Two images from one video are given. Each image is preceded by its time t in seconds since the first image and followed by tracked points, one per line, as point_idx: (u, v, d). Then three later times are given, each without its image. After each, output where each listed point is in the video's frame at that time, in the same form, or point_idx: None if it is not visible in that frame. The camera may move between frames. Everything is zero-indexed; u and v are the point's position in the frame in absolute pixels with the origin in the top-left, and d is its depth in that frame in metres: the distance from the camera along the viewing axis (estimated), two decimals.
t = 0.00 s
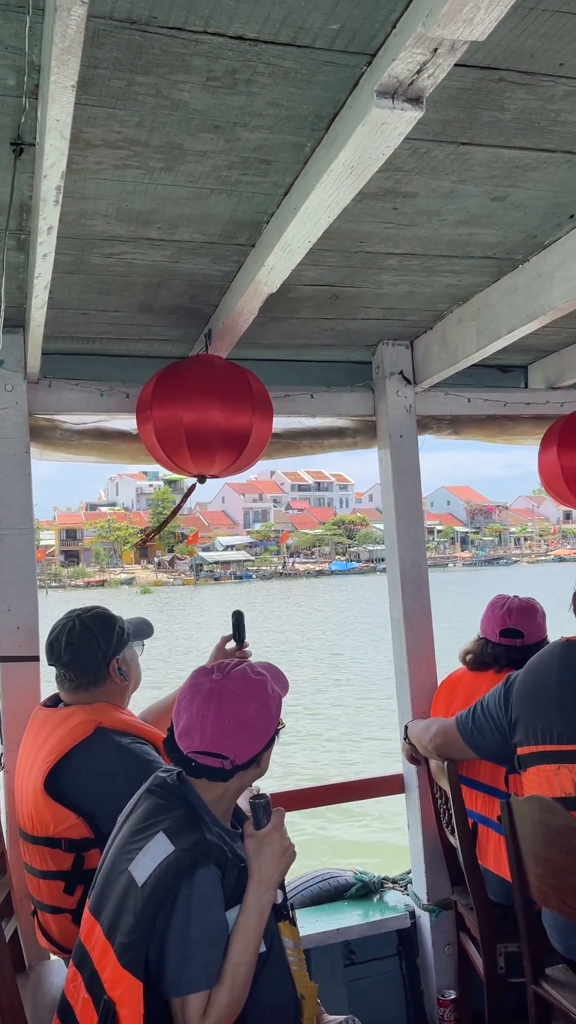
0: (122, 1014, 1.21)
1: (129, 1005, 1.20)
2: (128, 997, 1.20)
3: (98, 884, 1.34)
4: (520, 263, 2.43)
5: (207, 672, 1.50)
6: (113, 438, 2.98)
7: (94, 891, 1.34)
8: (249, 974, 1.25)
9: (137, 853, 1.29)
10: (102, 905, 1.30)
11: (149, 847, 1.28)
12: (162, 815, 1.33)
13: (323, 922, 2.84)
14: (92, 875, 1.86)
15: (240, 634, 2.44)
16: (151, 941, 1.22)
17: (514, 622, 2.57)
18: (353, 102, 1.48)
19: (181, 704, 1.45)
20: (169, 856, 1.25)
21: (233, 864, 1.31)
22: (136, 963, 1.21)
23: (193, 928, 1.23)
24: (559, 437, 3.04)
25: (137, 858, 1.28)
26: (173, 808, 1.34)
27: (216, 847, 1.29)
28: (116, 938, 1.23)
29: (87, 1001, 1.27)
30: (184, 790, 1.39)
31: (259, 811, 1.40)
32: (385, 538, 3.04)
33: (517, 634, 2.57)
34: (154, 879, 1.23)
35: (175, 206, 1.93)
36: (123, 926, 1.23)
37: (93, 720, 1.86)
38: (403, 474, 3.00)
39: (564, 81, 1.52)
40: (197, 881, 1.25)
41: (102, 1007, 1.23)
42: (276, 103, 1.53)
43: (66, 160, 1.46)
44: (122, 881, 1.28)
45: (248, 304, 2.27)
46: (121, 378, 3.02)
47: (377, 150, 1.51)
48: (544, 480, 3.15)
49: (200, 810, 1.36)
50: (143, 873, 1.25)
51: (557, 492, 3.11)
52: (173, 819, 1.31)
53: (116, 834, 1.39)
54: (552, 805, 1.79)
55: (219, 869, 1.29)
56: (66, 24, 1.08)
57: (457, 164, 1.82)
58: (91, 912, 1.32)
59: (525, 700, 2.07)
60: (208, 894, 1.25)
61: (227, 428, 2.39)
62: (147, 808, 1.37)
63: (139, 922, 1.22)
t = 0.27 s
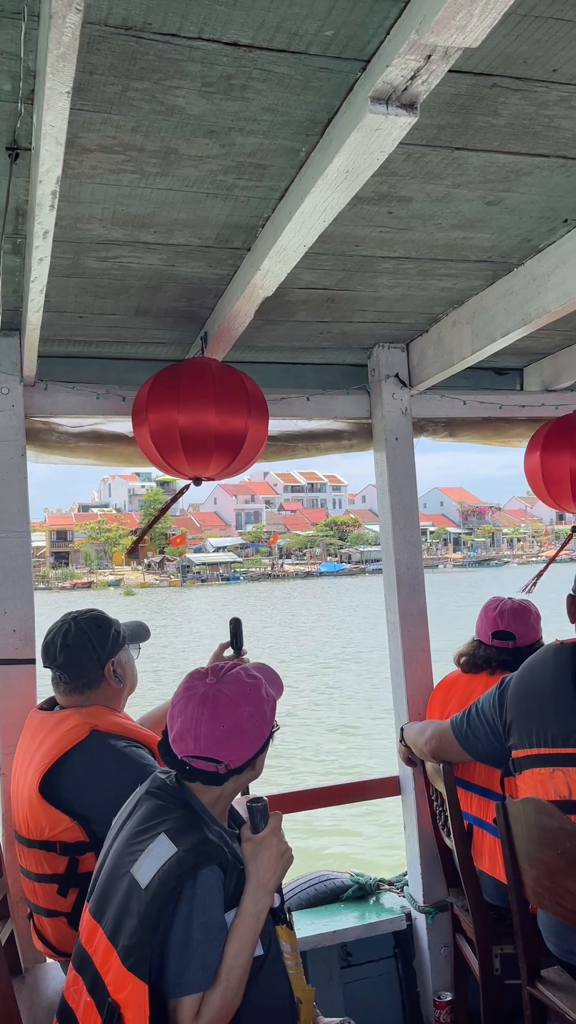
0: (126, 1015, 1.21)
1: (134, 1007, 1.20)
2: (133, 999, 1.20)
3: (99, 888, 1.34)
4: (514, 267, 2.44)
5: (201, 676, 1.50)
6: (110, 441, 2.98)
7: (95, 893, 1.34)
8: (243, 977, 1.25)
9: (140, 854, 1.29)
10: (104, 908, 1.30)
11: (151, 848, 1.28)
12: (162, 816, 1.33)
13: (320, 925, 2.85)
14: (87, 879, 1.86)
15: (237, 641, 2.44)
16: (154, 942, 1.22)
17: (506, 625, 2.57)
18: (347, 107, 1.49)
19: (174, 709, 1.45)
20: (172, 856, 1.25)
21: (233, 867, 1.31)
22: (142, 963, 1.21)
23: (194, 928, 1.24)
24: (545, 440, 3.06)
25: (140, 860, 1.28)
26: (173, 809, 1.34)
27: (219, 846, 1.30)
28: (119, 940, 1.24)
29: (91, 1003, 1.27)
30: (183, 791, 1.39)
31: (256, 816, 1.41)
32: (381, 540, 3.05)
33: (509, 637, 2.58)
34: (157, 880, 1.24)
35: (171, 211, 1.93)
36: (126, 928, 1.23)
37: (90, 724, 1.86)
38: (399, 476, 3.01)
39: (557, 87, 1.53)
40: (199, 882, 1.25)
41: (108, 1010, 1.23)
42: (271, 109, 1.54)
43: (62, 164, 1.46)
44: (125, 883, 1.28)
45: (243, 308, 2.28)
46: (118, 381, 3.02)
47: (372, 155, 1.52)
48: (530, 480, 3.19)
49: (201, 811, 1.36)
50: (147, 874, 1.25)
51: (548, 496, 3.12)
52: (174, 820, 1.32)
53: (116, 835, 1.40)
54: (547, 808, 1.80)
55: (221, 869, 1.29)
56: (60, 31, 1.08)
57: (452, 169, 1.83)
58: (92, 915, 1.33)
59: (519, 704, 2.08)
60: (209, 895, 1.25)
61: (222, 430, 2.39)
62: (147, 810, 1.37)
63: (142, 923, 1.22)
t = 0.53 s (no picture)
0: (122, 1014, 1.21)
1: (129, 1005, 1.21)
2: (128, 998, 1.21)
3: (93, 888, 1.34)
4: (510, 268, 2.44)
5: (187, 675, 1.49)
6: (106, 443, 2.98)
7: (89, 893, 1.34)
8: (233, 977, 1.25)
9: (133, 853, 1.29)
10: (98, 907, 1.30)
11: (145, 847, 1.28)
12: (156, 815, 1.33)
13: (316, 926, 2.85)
14: (80, 882, 1.86)
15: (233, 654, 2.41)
16: (149, 941, 1.22)
17: (503, 626, 2.58)
18: (342, 110, 1.49)
19: (162, 708, 1.44)
20: (166, 855, 1.25)
21: (226, 867, 1.32)
22: (136, 962, 1.21)
23: (185, 927, 1.24)
24: (539, 444, 3.08)
25: (134, 858, 1.28)
26: (167, 808, 1.34)
27: (213, 846, 1.30)
28: (114, 939, 1.24)
29: (87, 1004, 1.27)
30: (178, 791, 1.39)
31: (250, 817, 1.41)
32: (377, 541, 3.05)
33: (506, 640, 2.58)
34: (151, 879, 1.24)
35: (166, 213, 1.93)
36: (120, 928, 1.23)
37: (85, 727, 1.86)
38: (395, 478, 3.01)
39: (551, 89, 1.53)
40: (192, 882, 1.25)
41: (102, 1008, 1.23)
42: (266, 111, 1.54)
43: (56, 166, 1.46)
44: (119, 882, 1.28)
45: (239, 310, 2.28)
46: (114, 382, 3.02)
47: (366, 157, 1.52)
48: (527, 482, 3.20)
49: (194, 810, 1.37)
50: (141, 873, 1.25)
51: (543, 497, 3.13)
52: (168, 819, 1.32)
53: (110, 834, 1.40)
54: (542, 809, 1.80)
55: (215, 869, 1.30)
56: (53, 35, 1.08)
57: (447, 171, 1.84)
58: (86, 915, 1.32)
59: (514, 705, 2.08)
60: (202, 895, 1.25)
61: (219, 431, 2.39)
62: (141, 808, 1.37)
63: (137, 922, 1.22)
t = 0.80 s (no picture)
0: (116, 1015, 1.21)
1: (124, 1005, 1.20)
2: (123, 997, 1.20)
3: (89, 890, 1.34)
4: (509, 269, 2.44)
5: (176, 674, 1.48)
6: (105, 444, 2.98)
7: (86, 894, 1.34)
8: (232, 977, 1.24)
9: (127, 854, 1.29)
10: (94, 908, 1.30)
11: (140, 847, 1.28)
12: (151, 815, 1.33)
13: (316, 928, 2.84)
14: (78, 884, 1.86)
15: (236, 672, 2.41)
16: (144, 941, 1.22)
17: (503, 627, 2.58)
18: (340, 111, 1.49)
19: (153, 708, 1.44)
20: (160, 855, 1.25)
21: (222, 867, 1.31)
22: (130, 963, 1.21)
23: (181, 927, 1.23)
24: (544, 444, 3.10)
25: (128, 859, 1.28)
26: (162, 808, 1.34)
27: (207, 845, 1.29)
28: (109, 939, 1.23)
29: (82, 1004, 1.27)
30: (173, 792, 1.39)
31: (247, 817, 1.41)
32: (377, 542, 3.05)
33: (506, 640, 2.58)
34: (145, 879, 1.24)
35: (164, 214, 1.93)
36: (115, 928, 1.23)
37: (85, 728, 1.86)
38: (395, 480, 3.01)
39: (549, 90, 1.53)
40: (187, 882, 1.24)
41: (98, 1008, 1.23)
42: (264, 112, 1.54)
43: (55, 168, 1.46)
44: (113, 883, 1.28)
45: (238, 311, 2.28)
46: (113, 384, 3.02)
47: (364, 159, 1.52)
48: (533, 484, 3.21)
49: (188, 811, 1.37)
50: (135, 873, 1.25)
51: (546, 497, 3.15)
52: (162, 819, 1.32)
53: (105, 836, 1.40)
54: (541, 810, 1.79)
55: (210, 868, 1.29)
56: (51, 35, 1.08)
57: (446, 172, 1.84)
58: (83, 917, 1.32)
59: (514, 707, 2.08)
60: (197, 894, 1.25)
61: (223, 431, 2.39)
62: (135, 810, 1.37)
63: (131, 922, 1.22)
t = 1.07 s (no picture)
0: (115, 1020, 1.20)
1: (122, 1011, 1.20)
2: (122, 1002, 1.20)
3: (91, 894, 1.33)
4: (511, 269, 2.43)
5: (175, 675, 1.47)
6: (107, 445, 2.98)
7: (87, 898, 1.34)
8: (236, 982, 1.24)
9: (129, 859, 1.28)
10: (94, 913, 1.29)
11: (140, 853, 1.27)
12: (151, 820, 1.32)
13: (318, 930, 2.84)
14: (78, 885, 1.85)
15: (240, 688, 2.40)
16: (143, 946, 1.21)
17: (507, 628, 2.57)
18: (343, 111, 1.49)
19: (151, 710, 1.44)
20: (159, 861, 1.24)
21: (223, 871, 1.30)
22: (129, 969, 1.20)
23: (182, 933, 1.22)
24: (547, 444, 3.12)
25: (128, 864, 1.27)
26: (163, 813, 1.34)
27: (208, 851, 1.28)
28: (109, 944, 1.23)
29: (82, 1006, 1.27)
30: (175, 795, 1.39)
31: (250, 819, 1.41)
32: (379, 543, 3.04)
33: (511, 641, 2.57)
34: (145, 884, 1.23)
35: (166, 214, 1.93)
36: (115, 933, 1.22)
37: (85, 730, 1.86)
38: (398, 480, 3.00)
39: (552, 90, 1.53)
40: (187, 887, 1.23)
41: (97, 1012, 1.23)
42: (266, 112, 1.53)
43: (57, 168, 1.46)
44: (114, 888, 1.27)
45: (240, 311, 2.28)
46: (114, 385, 3.02)
47: (367, 158, 1.51)
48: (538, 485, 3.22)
49: (190, 815, 1.37)
50: (135, 879, 1.24)
51: (549, 497, 3.15)
52: (163, 825, 1.31)
53: (106, 841, 1.39)
54: (544, 811, 1.79)
55: (211, 873, 1.28)
56: (54, 35, 1.08)
57: (448, 172, 1.83)
58: (84, 921, 1.32)
59: (517, 707, 2.07)
60: (198, 899, 1.24)
61: (229, 431, 2.38)
62: (136, 814, 1.36)
63: (130, 928, 1.21)
